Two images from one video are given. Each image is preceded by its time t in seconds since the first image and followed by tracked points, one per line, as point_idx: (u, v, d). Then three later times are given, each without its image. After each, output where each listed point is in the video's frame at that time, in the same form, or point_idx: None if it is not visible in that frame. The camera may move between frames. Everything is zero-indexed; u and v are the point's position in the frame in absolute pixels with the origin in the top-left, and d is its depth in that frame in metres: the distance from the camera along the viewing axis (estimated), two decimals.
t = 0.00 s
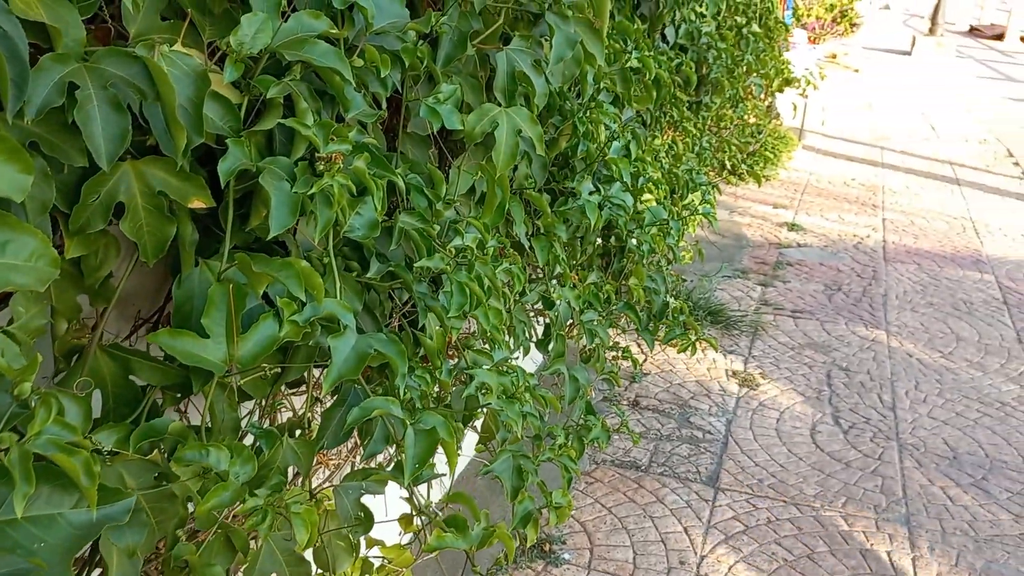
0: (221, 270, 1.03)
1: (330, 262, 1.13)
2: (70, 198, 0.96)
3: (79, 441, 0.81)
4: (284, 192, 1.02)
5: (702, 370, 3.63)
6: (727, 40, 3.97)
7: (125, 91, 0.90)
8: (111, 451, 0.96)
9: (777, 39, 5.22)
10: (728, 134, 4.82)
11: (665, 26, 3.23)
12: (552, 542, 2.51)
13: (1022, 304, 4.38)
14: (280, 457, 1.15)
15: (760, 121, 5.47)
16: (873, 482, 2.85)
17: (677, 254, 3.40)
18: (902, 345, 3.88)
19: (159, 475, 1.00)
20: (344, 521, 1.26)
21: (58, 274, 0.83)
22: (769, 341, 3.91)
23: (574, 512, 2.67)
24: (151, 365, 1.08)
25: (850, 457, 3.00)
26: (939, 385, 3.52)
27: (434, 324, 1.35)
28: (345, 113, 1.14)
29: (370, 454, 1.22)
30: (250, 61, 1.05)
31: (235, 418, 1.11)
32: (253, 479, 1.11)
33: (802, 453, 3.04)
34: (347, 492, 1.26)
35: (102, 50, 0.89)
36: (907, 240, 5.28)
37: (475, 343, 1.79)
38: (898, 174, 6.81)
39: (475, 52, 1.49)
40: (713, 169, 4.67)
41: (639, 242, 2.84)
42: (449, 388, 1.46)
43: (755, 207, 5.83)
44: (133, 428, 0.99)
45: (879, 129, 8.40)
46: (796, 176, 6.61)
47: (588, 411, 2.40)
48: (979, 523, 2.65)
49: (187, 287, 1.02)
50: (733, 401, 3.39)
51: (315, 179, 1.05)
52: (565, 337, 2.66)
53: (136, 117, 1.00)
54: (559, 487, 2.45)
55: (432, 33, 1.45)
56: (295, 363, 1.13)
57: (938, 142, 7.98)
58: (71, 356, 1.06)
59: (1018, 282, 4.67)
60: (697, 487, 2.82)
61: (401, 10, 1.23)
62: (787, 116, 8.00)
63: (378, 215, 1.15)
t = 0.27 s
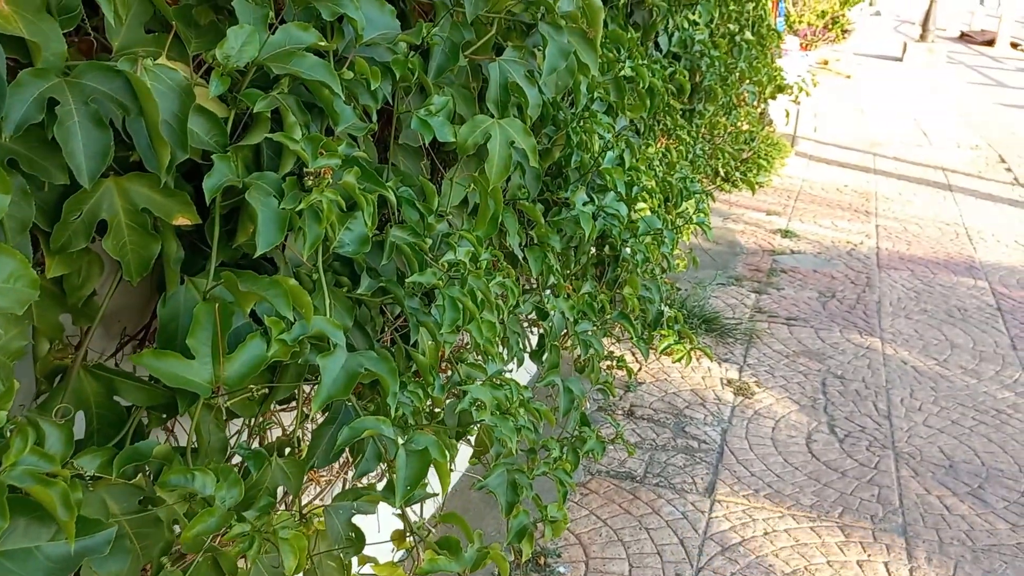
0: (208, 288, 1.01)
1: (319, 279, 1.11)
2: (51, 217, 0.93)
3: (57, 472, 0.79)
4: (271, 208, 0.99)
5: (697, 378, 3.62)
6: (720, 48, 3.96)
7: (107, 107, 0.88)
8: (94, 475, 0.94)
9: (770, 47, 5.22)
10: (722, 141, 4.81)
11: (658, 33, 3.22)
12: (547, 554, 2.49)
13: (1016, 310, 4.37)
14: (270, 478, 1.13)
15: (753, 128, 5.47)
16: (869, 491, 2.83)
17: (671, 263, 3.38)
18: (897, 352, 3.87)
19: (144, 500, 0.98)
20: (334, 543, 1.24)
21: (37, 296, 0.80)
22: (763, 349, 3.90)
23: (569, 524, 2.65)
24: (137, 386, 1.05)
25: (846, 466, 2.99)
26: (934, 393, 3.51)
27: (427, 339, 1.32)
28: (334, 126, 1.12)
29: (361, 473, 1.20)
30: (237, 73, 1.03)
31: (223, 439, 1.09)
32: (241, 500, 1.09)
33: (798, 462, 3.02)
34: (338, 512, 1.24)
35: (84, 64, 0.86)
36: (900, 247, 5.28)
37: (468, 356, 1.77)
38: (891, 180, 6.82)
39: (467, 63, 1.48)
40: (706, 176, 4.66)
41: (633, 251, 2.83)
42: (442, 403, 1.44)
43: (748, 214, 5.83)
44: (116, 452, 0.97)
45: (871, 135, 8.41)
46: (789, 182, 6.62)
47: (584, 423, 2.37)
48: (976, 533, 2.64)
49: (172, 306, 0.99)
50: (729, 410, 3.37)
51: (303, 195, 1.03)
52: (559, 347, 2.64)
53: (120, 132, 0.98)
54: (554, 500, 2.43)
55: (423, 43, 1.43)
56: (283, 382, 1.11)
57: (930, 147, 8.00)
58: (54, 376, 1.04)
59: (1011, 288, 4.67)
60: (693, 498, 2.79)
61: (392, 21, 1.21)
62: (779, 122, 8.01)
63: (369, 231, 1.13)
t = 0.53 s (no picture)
0: (205, 301, 0.99)
1: (318, 291, 1.10)
2: (45, 230, 0.92)
3: (50, 492, 0.77)
4: (269, 221, 0.98)
5: (698, 386, 3.60)
6: (720, 54, 3.96)
7: (102, 119, 0.87)
8: (89, 494, 0.92)
9: (769, 52, 5.22)
10: (722, 147, 4.80)
11: (658, 40, 3.21)
12: (549, 565, 2.47)
13: (1018, 315, 4.36)
14: (268, 492, 1.11)
15: (752, 133, 5.46)
16: (873, 499, 2.81)
17: (672, 270, 3.37)
18: (899, 358, 3.85)
19: (140, 518, 0.96)
20: (335, 558, 1.22)
21: (29, 312, 0.79)
22: (765, 355, 3.88)
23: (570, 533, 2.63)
24: (133, 401, 1.03)
25: (849, 474, 2.97)
26: (937, 399, 3.50)
27: (426, 350, 1.30)
28: (333, 137, 1.10)
29: (361, 487, 1.18)
30: (235, 84, 1.01)
31: (220, 454, 1.07)
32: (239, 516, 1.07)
33: (801, 470, 3.00)
34: (338, 527, 1.22)
35: (78, 76, 0.85)
36: (901, 252, 5.27)
37: (469, 366, 1.75)
38: (891, 185, 6.81)
39: (466, 71, 1.46)
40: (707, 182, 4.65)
41: (634, 258, 2.81)
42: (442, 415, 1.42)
43: (748, 220, 5.82)
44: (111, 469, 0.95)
45: (871, 140, 8.41)
46: (789, 188, 6.61)
47: (585, 432, 2.36)
48: (981, 541, 2.62)
49: (169, 320, 0.98)
50: (730, 417, 3.36)
51: (301, 207, 1.01)
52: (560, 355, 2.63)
53: (115, 144, 0.96)
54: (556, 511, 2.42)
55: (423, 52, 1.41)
56: (281, 397, 1.09)
57: (930, 152, 7.99)
58: (49, 391, 1.02)
59: (1013, 293, 4.65)
60: (695, 507, 2.77)
61: (392, 30, 1.20)
62: (779, 128, 8.01)
63: (368, 242, 1.12)
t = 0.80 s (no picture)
0: (199, 316, 0.98)
1: (314, 304, 1.09)
2: (37, 245, 0.91)
3: (40, 516, 0.76)
4: (264, 235, 0.97)
5: (697, 394, 3.59)
6: (718, 62, 3.96)
7: (95, 133, 0.86)
8: (81, 512, 0.90)
9: (767, 60, 5.22)
10: (720, 155, 4.80)
11: (656, 48, 3.21)
12: None
13: (1016, 323, 4.35)
14: (263, 508, 1.10)
15: (750, 141, 5.46)
16: (872, 509, 2.80)
17: (670, 278, 3.36)
18: (898, 366, 3.84)
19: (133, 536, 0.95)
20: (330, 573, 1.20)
21: (20, 329, 0.78)
22: (763, 364, 3.87)
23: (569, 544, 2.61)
24: (126, 416, 1.02)
25: (849, 484, 2.96)
26: (936, 408, 3.49)
27: (424, 362, 1.29)
28: (329, 149, 1.10)
29: (358, 502, 1.18)
30: (230, 97, 1.01)
31: (215, 469, 1.06)
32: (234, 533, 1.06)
33: (800, 480, 2.99)
34: (334, 542, 1.20)
35: (71, 89, 0.84)
36: (899, 259, 5.26)
37: (467, 378, 1.74)
38: (889, 192, 6.82)
39: (464, 82, 1.45)
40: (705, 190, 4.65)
41: (632, 267, 2.81)
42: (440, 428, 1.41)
43: (746, 227, 5.81)
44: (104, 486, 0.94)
45: (868, 147, 8.42)
46: (787, 195, 6.62)
47: (584, 442, 2.34)
48: (981, 551, 2.60)
49: (163, 334, 0.97)
50: (729, 426, 3.34)
51: (298, 220, 1.00)
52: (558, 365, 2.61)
53: (109, 157, 0.95)
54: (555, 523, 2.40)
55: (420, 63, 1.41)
56: (277, 412, 1.08)
57: (927, 159, 8.00)
58: (42, 407, 1.01)
59: (1011, 300, 4.65)
60: (694, 517, 2.76)
61: (389, 41, 1.20)
62: (776, 135, 8.02)
63: (365, 254, 1.10)
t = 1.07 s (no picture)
0: (181, 332, 0.97)
1: (299, 319, 1.07)
2: (15, 261, 0.89)
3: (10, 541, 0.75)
4: (247, 250, 0.95)
5: (689, 404, 3.58)
6: (708, 71, 3.96)
7: (73, 147, 0.84)
8: (58, 535, 0.89)
9: (757, 69, 5.24)
10: (711, 164, 4.80)
11: (646, 57, 3.21)
12: None
13: (1007, 331, 4.36)
14: (247, 526, 1.08)
15: (741, 149, 5.47)
16: (864, 519, 2.79)
17: (661, 288, 3.35)
18: (889, 375, 3.84)
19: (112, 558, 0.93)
20: None
21: None
22: (755, 373, 3.87)
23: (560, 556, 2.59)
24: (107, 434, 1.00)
25: (841, 493, 2.95)
26: (927, 417, 3.48)
27: (411, 377, 1.28)
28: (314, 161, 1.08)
29: (343, 520, 1.16)
30: (214, 108, 0.99)
31: (198, 488, 1.04)
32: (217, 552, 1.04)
33: (792, 489, 2.98)
34: (319, 561, 1.17)
35: (49, 102, 0.82)
36: (889, 268, 5.28)
37: (457, 391, 1.72)
38: (879, 200, 6.84)
39: (453, 93, 1.44)
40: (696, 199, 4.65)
41: (623, 277, 2.80)
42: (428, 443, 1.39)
43: (737, 235, 5.82)
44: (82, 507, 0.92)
45: (858, 156, 8.45)
46: (777, 203, 6.63)
47: (575, 453, 2.33)
48: (973, 561, 2.60)
49: (144, 351, 0.95)
50: (721, 436, 3.33)
51: (282, 234, 0.99)
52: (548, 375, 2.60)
53: (89, 170, 0.93)
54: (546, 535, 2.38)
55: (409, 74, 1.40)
56: (261, 430, 1.06)
57: (917, 167, 8.03)
58: (21, 425, 0.99)
59: (1001, 308, 4.65)
60: (686, 528, 2.74)
61: (376, 53, 1.19)
62: (767, 143, 8.05)
63: (351, 269, 1.09)
